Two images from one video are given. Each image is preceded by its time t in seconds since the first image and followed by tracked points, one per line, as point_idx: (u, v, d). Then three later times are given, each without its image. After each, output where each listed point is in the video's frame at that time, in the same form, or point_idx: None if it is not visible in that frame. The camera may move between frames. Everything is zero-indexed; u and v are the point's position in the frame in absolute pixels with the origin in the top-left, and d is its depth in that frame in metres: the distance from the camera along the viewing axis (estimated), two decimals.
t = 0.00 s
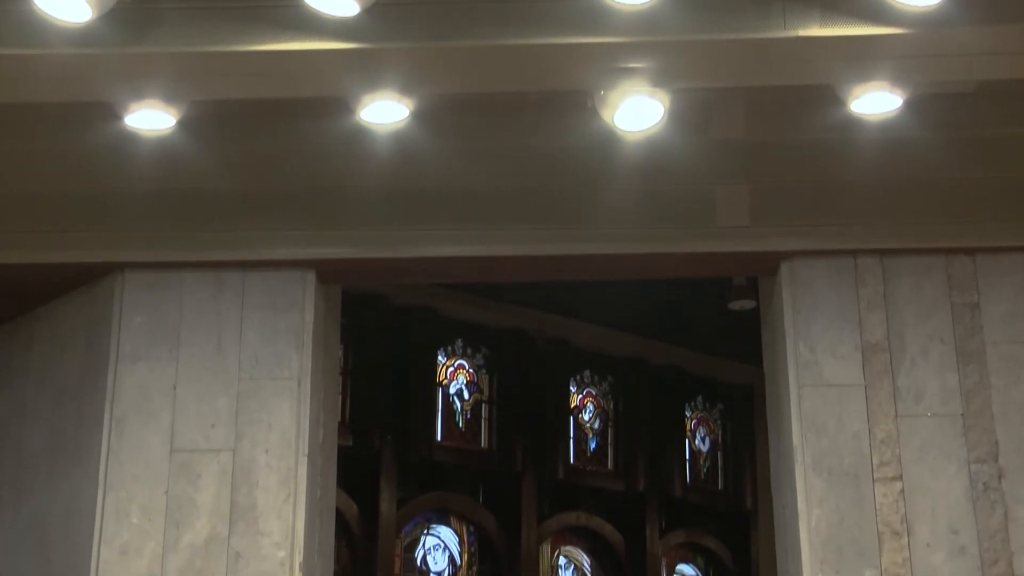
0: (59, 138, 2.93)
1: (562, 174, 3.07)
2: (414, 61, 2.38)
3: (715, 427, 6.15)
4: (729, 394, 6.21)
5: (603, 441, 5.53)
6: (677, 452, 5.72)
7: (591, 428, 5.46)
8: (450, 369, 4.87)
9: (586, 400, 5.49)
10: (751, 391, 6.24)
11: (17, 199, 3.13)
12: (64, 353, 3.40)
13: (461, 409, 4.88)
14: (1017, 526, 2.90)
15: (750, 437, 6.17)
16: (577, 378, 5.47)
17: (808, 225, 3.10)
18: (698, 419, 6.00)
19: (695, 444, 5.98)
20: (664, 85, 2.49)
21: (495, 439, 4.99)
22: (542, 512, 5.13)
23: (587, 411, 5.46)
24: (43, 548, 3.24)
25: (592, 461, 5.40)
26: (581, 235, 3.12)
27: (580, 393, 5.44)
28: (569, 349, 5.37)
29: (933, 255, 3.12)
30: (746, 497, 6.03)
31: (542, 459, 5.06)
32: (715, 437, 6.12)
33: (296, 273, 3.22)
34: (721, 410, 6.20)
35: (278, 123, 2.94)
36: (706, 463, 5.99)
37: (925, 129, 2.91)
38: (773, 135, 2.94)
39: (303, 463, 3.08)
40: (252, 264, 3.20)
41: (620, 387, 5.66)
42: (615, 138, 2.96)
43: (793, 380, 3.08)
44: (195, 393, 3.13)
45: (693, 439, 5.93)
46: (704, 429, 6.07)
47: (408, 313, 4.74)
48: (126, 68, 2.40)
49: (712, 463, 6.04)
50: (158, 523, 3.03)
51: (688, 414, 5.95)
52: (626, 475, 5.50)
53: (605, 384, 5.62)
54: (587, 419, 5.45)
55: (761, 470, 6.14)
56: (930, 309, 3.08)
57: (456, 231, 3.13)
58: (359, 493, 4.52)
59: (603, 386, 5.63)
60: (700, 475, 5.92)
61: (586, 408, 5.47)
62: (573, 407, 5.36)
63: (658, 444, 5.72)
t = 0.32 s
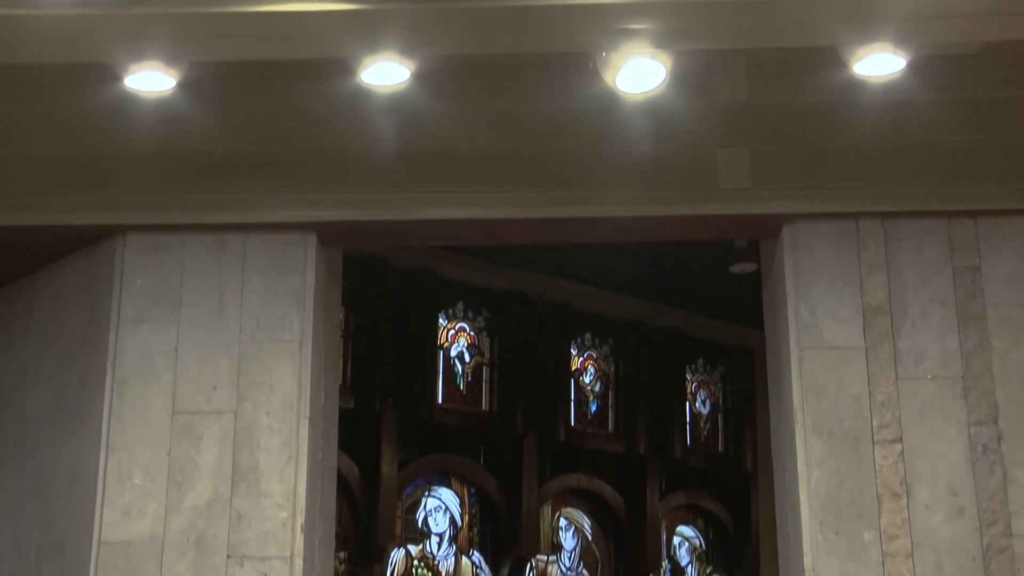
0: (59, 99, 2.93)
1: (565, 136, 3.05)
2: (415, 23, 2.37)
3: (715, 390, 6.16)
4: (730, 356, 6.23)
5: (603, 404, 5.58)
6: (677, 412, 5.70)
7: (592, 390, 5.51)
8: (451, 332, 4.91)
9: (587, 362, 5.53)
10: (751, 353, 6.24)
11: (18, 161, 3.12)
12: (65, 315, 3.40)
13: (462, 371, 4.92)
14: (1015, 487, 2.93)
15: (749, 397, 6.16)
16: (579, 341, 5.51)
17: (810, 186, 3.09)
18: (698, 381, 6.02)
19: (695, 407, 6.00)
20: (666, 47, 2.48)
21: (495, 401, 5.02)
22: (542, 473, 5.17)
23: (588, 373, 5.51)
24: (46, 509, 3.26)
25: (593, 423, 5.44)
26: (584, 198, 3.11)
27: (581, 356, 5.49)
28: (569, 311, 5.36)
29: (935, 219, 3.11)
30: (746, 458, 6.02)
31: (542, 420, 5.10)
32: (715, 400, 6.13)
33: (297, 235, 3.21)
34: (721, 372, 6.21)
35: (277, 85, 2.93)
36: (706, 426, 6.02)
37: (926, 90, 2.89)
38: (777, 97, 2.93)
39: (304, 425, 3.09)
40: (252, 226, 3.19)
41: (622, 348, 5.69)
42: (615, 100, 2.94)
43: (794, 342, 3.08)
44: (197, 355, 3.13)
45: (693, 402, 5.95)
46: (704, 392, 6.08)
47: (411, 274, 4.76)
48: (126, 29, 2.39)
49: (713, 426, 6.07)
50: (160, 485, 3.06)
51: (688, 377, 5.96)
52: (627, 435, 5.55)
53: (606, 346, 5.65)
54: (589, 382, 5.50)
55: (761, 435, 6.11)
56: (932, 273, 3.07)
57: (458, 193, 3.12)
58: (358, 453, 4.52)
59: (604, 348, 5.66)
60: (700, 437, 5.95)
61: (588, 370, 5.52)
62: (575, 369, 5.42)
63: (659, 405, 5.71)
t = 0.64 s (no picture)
0: (58, 56, 2.92)
1: (567, 98, 3.06)
2: None
3: (716, 350, 6.16)
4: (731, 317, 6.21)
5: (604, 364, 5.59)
6: (677, 374, 5.71)
7: (593, 350, 5.52)
8: (451, 292, 4.93)
9: (590, 322, 5.56)
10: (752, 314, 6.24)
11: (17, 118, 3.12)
12: (66, 275, 3.40)
13: (463, 331, 4.93)
14: (1014, 445, 2.94)
15: (750, 358, 6.15)
16: (580, 301, 5.53)
17: (813, 143, 3.07)
18: (699, 341, 6.02)
19: (696, 366, 6.00)
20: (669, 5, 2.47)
21: (497, 360, 5.02)
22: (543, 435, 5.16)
23: (590, 333, 5.53)
24: (49, 467, 3.28)
25: (594, 382, 5.47)
26: (588, 156, 3.09)
27: (583, 315, 5.51)
28: (573, 272, 5.40)
29: (936, 177, 3.11)
30: (746, 419, 6.06)
31: (542, 380, 5.09)
32: (716, 359, 6.13)
33: (298, 194, 3.20)
34: (723, 332, 6.19)
35: (278, 44, 2.91)
36: (706, 386, 6.00)
37: (930, 47, 2.88)
38: (779, 55, 2.91)
39: (306, 384, 3.11)
40: (252, 185, 3.18)
41: (623, 309, 5.69)
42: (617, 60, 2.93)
43: (795, 302, 3.08)
44: (197, 314, 3.14)
45: (694, 361, 5.95)
46: (704, 351, 6.08)
47: (413, 234, 4.81)
48: None
49: (714, 387, 6.05)
50: (163, 443, 3.08)
51: (689, 337, 5.96)
52: (628, 395, 5.59)
53: (607, 305, 5.66)
54: (591, 341, 5.52)
55: (761, 397, 6.13)
56: (933, 232, 3.07)
57: (458, 152, 3.11)
58: (359, 411, 4.53)
59: (605, 309, 5.66)
60: (700, 397, 5.94)
61: (589, 331, 5.54)
62: (576, 328, 5.45)
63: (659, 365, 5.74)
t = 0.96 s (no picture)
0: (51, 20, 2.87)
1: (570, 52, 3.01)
2: None
3: (718, 309, 6.19)
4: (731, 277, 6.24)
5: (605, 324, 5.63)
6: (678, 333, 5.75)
7: (595, 310, 5.54)
8: (451, 251, 4.93)
9: (591, 281, 5.57)
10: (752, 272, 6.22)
11: (15, 76, 3.10)
12: (66, 232, 3.39)
13: (464, 290, 4.93)
14: (1013, 403, 2.95)
15: (750, 314, 6.14)
16: (581, 260, 5.53)
17: (817, 103, 3.07)
18: (701, 300, 6.05)
19: (698, 326, 6.03)
20: None
21: (496, 319, 5.04)
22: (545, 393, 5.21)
23: (591, 292, 5.54)
24: (51, 425, 3.28)
25: (595, 341, 5.50)
26: (589, 114, 3.10)
27: (584, 275, 5.51)
28: (574, 232, 5.43)
29: (939, 135, 3.10)
30: (746, 378, 6.08)
31: (542, 338, 5.15)
32: (717, 319, 6.18)
33: (299, 152, 3.20)
34: (723, 292, 6.23)
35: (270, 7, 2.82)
36: (706, 344, 6.04)
37: (942, 8, 2.78)
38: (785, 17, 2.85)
39: (307, 341, 3.12)
40: (252, 143, 3.18)
41: (624, 268, 5.71)
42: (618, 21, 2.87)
43: (796, 262, 3.08)
44: (198, 272, 3.14)
45: (695, 320, 5.97)
46: (705, 311, 6.10)
47: (413, 190, 4.78)
48: None
49: (714, 345, 6.10)
50: (164, 401, 3.09)
51: (691, 296, 5.99)
52: (629, 352, 5.63)
53: (608, 265, 5.67)
54: (592, 301, 5.53)
55: (761, 355, 6.13)
56: (934, 190, 3.06)
57: (459, 109, 3.11)
58: (360, 371, 4.54)
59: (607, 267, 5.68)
60: (701, 355, 5.98)
61: (590, 290, 5.55)
62: (577, 287, 5.44)
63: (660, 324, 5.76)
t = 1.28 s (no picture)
0: None
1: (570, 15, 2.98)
2: None
3: (718, 271, 6.22)
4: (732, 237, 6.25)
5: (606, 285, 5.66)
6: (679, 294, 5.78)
7: (596, 272, 5.59)
8: (453, 213, 4.99)
9: (591, 242, 5.60)
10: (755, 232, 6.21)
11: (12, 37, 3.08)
12: (67, 193, 3.39)
13: (464, 252, 4.99)
14: (1013, 364, 2.96)
15: (750, 277, 6.18)
16: (582, 222, 5.56)
17: (820, 63, 3.06)
18: (701, 262, 6.09)
19: (699, 287, 6.07)
20: None
21: (496, 281, 5.09)
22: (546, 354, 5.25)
23: (591, 254, 5.57)
24: (53, 385, 3.29)
25: (595, 303, 5.52)
26: (589, 74, 3.09)
27: (585, 237, 5.54)
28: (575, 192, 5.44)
29: (942, 96, 3.09)
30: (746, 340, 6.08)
31: (543, 298, 5.14)
32: (718, 281, 6.21)
33: (299, 113, 3.19)
34: (725, 254, 6.25)
35: None
36: (707, 306, 6.06)
37: None
38: None
39: (308, 303, 3.12)
40: (253, 103, 3.17)
41: (625, 228, 5.73)
42: None
43: (797, 223, 3.07)
44: (198, 233, 3.14)
45: (695, 282, 6.01)
46: (706, 272, 6.14)
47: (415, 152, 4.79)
48: None
49: (715, 306, 6.12)
50: (165, 362, 3.10)
51: (692, 258, 6.04)
52: (629, 312, 5.64)
53: (608, 227, 5.70)
54: (592, 262, 5.57)
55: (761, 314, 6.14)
56: (936, 151, 3.06)
57: (460, 69, 3.10)
58: (361, 334, 4.59)
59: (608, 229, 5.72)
60: (700, 317, 5.99)
61: (590, 252, 5.58)
62: (577, 249, 5.47)
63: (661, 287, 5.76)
